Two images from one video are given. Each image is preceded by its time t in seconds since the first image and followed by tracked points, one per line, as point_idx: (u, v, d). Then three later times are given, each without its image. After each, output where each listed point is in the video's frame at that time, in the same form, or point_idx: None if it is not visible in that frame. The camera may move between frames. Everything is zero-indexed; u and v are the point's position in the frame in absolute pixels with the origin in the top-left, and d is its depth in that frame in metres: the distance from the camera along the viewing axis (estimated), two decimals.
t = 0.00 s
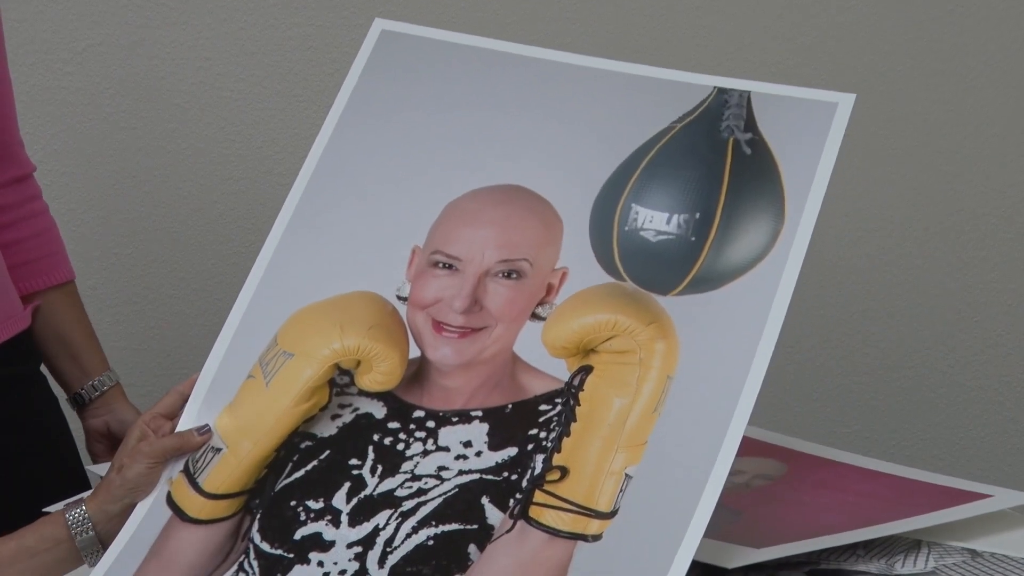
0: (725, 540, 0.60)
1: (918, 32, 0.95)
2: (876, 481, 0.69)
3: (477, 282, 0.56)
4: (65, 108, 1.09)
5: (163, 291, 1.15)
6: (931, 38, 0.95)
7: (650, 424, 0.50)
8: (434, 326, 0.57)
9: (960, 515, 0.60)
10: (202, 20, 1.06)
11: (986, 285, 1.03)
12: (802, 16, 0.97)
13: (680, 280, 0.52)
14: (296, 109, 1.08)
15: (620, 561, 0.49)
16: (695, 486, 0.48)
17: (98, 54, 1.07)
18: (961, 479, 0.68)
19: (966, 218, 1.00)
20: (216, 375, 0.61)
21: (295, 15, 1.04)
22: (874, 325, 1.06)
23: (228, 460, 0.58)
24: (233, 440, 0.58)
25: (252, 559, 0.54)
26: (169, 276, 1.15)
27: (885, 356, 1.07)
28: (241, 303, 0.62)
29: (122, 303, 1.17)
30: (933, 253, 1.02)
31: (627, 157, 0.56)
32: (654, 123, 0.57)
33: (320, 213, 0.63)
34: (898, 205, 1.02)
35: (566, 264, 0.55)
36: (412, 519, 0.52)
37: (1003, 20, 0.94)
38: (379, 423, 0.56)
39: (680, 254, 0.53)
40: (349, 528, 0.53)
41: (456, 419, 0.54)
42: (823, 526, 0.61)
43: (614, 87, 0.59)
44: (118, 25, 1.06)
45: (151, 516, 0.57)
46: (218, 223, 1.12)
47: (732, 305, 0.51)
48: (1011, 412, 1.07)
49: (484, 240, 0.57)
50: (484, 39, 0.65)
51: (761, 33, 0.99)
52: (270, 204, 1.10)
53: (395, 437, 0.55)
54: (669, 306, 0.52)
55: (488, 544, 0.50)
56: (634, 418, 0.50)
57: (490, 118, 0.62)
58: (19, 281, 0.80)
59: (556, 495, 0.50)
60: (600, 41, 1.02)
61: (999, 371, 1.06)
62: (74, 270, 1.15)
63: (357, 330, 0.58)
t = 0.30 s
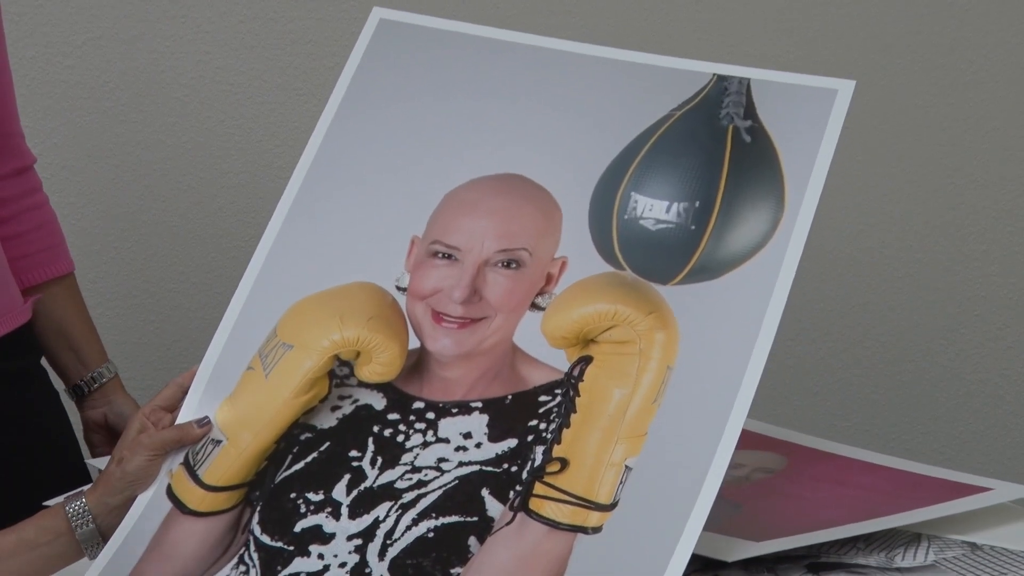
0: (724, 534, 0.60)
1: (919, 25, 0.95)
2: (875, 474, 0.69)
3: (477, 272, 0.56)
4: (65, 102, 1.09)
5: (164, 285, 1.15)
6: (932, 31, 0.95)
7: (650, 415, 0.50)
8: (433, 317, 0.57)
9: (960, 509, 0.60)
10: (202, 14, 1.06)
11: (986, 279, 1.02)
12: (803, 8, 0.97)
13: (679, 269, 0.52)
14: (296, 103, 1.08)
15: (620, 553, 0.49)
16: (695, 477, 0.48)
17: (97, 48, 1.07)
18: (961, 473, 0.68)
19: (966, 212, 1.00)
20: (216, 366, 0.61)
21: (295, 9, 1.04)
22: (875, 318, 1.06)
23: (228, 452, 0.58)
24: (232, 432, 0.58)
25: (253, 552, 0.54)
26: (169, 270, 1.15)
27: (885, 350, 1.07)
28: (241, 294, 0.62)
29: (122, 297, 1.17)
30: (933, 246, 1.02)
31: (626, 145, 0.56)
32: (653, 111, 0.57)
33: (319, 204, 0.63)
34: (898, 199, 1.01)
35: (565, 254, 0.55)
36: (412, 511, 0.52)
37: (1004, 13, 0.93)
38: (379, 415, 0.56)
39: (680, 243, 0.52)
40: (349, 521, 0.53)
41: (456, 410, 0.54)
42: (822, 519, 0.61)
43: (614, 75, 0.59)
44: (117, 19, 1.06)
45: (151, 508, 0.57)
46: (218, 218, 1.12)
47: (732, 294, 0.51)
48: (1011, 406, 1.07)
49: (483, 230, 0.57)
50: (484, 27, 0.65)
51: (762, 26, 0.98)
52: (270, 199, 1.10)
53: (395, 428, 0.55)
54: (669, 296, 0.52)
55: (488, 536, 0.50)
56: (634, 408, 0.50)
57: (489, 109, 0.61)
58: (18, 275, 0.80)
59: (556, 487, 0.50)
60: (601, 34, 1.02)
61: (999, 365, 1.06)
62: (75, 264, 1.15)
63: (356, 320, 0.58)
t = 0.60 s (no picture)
0: (723, 526, 0.60)
1: (919, 19, 0.95)
2: (876, 468, 0.69)
3: (477, 264, 0.56)
4: (65, 96, 1.09)
5: (164, 279, 1.15)
6: (932, 26, 0.95)
7: (650, 407, 0.50)
8: (434, 309, 0.57)
9: (961, 502, 0.60)
10: (201, 7, 1.05)
11: (986, 273, 1.02)
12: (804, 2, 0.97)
13: (680, 261, 0.52)
14: (296, 97, 1.07)
15: (620, 545, 0.49)
16: (696, 469, 0.48)
17: (97, 41, 1.07)
18: (962, 467, 0.68)
19: (967, 206, 1.00)
20: (217, 358, 0.61)
21: (296, 2, 1.04)
22: (875, 312, 1.06)
23: (229, 444, 0.58)
24: (233, 425, 0.58)
25: (253, 545, 0.54)
26: (169, 264, 1.15)
27: (885, 344, 1.07)
28: (242, 286, 0.62)
29: (122, 291, 1.17)
30: (934, 241, 1.02)
31: (627, 137, 0.56)
32: (654, 103, 0.56)
33: (319, 196, 0.63)
34: (898, 193, 1.01)
35: (566, 246, 0.55)
36: (412, 504, 0.52)
37: (1004, 7, 0.93)
38: (380, 407, 0.56)
39: (681, 235, 0.52)
40: (349, 513, 0.53)
41: (457, 403, 0.54)
42: (822, 512, 0.61)
43: (614, 68, 0.59)
44: (116, 12, 1.06)
45: (152, 500, 0.58)
46: (218, 212, 1.12)
47: (733, 287, 0.51)
48: (1011, 400, 1.07)
49: (484, 222, 0.56)
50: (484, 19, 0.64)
51: (762, 20, 0.98)
52: (270, 193, 1.10)
53: (395, 421, 0.55)
54: (669, 288, 0.52)
55: (489, 529, 0.50)
56: (635, 401, 0.50)
57: (489, 101, 0.61)
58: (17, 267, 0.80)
59: (556, 479, 0.50)
60: (601, 28, 1.02)
61: (999, 359, 1.06)
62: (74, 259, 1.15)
63: (357, 313, 0.58)
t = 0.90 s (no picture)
0: (724, 525, 0.60)
1: (919, 17, 0.95)
2: (875, 465, 0.69)
3: (477, 261, 0.56)
4: (65, 93, 1.08)
5: (164, 276, 1.15)
6: (932, 23, 0.95)
7: (649, 403, 0.50)
8: (433, 306, 0.57)
9: (960, 500, 0.60)
10: (201, 5, 1.05)
11: (986, 270, 1.02)
12: None
13: (679, 257, 0.52)
14: (296, 94, 1.07)
15: (619, 542, 0.49)
16: (695, 465, 0.48)
17: (97, 39, 1.07)
18: (962, 464, 0.68)
19: (966, 203, 1.00)
20: (216, 355, 0.61)
21: None
22: (875, 310, 1.06)
23: (229, 441, 0.58)
24: (232, 421, 0.58)
25: (253, 542, 0.54)
26: (169, 261, 1.15)
27: (884, 341, 1.07)
28: (241, 283, 0.62)
29: (122, 288, 1.17)
30: (933, 238, 1.02)
31: (626, 134, 0.56)
32: (653, 100, 0.56)
33: (318, 194, 0.63)
34: (898, 190, 1.01)
35: (565, 242, 0.55)
36: (411, 500, 0.52)
37: (1004, 4, 0.93)
38: (379, 404, 0.56)
39: (679, 231, 0.52)
40: (349, 510, 0.53)
41: (456, 399, 0.54)
42: (820, 510, 0.61)
43: (613, 65, 0.59)
44: (116, 10, 1.06)
45: (150, 496, 0.58)
46: (218, 209, 1.12)
47: (732, 283, 0.51)
48: (1011, 397, 1.07)
49: (483, 219, 0.56)
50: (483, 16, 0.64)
51: (762, 17, 0.98)
52: (269, 190, 1.10)
53: (395, 417, 0.55)
54: (669, 284, 0.52)
55: (488, 525, 0.50)
56: (634, 397, 0.50)
57: (488, 97, 0.61)
58: (17, 263, 0.79)
59: (555, 476, 0.50)
60: (602, 25, 1.02)
61: (999, 357, 1.06)
62: (74, 256, 1.15)
63: (356, 309, 0.58)
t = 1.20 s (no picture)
0: (724, 522, 0.60)
1: (919, 12, 0.95)
2: (876, 462, 0.69)
3: (475, 256, 0.56)
4: (65, 90, 1.08)
5: (163, 274, 1.15)
6: (931, 20, 0.95)
7: (648, 399, 0.50)
8: (432, 301, 0.57)
9: (960, 497, 0.60)
10: (201, 2, 1.06)
11: (987, 266, 1.02)
12: None
13: (677, 251, 0.52)
14: (296, 92, 1.07)
15: (618, 537, 0.48)
16: (694, 461, 0.48)
17: (97, 36, 1.07)
18: (962, 461, 0.68)
19: (966, 200, 1.00)
20: (214, 351, 0.61)
21: None
22: (875, 306, 1.06)
23: (228, 438, 0.58)
24: (231, 418, 0.58)
25: (252, 539, 0.54)
26: (169, 259, 1.15)
27: (885, 338, 1.07)
28: (239, 279, 0.62)
29: (122, 286, 1.16)
30: (933, 235, 1.02)
31: (624, 126, 0.56)
32: (650, 92, 0.56)
33: (315, 189, 0.63)
34: (897, 187, 1.01)
35: (563, 236, 0.55)
36: (410, 497, 0.52)
37: None
38: (378, 399, 0.56)
39: (678, 224, 0.52)
40: (348, 507, 0.53)
41: (455, 395, 0.54)
42: (819, 506, 0.61)
43: (611, 56, 0.59)
44: (116, 7, 1.06)
45: (150, 494, 0.58)
46: (217, 207, 1.12)
47: (730, 276, 0.51)
48: (1011, 394, 1.07)
49: (482, 213, 0.56)
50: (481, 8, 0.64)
51: (763, 13, 0.98)
52: (269, 188, 1.10)
53: (393, 414, 0.55)
54: (667, 278, 0.52)
55: (487, 521, 0.50)
56: (632, 392, 0.50)
57: (487, 92, 0.61)
58: (17, 257, 0.79)
59: (554, 472, 0.50)
60: (602, 21, 1.02)
61: (999, 353, 1.05)
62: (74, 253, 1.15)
63: (354, 305, 0.58)
